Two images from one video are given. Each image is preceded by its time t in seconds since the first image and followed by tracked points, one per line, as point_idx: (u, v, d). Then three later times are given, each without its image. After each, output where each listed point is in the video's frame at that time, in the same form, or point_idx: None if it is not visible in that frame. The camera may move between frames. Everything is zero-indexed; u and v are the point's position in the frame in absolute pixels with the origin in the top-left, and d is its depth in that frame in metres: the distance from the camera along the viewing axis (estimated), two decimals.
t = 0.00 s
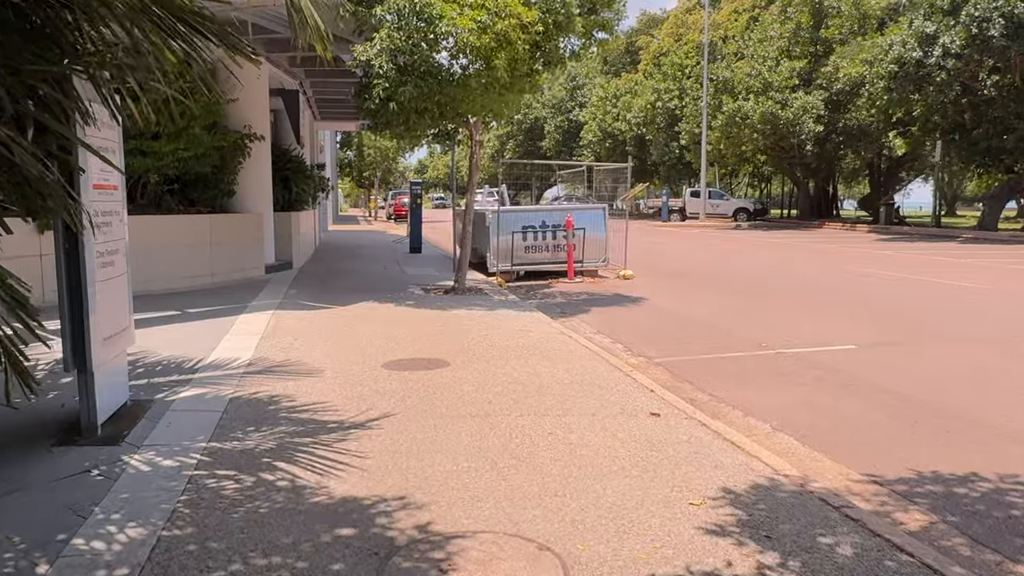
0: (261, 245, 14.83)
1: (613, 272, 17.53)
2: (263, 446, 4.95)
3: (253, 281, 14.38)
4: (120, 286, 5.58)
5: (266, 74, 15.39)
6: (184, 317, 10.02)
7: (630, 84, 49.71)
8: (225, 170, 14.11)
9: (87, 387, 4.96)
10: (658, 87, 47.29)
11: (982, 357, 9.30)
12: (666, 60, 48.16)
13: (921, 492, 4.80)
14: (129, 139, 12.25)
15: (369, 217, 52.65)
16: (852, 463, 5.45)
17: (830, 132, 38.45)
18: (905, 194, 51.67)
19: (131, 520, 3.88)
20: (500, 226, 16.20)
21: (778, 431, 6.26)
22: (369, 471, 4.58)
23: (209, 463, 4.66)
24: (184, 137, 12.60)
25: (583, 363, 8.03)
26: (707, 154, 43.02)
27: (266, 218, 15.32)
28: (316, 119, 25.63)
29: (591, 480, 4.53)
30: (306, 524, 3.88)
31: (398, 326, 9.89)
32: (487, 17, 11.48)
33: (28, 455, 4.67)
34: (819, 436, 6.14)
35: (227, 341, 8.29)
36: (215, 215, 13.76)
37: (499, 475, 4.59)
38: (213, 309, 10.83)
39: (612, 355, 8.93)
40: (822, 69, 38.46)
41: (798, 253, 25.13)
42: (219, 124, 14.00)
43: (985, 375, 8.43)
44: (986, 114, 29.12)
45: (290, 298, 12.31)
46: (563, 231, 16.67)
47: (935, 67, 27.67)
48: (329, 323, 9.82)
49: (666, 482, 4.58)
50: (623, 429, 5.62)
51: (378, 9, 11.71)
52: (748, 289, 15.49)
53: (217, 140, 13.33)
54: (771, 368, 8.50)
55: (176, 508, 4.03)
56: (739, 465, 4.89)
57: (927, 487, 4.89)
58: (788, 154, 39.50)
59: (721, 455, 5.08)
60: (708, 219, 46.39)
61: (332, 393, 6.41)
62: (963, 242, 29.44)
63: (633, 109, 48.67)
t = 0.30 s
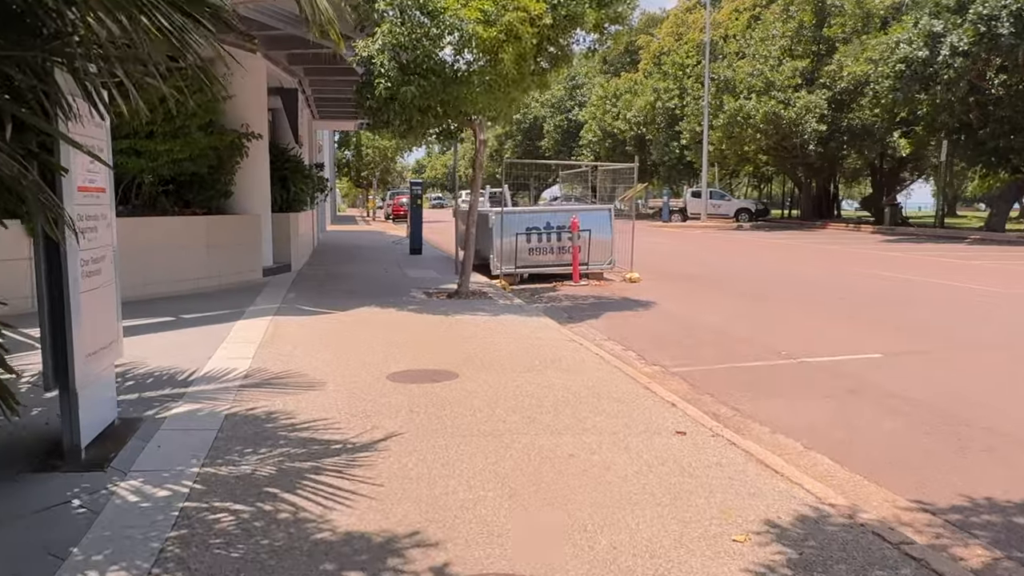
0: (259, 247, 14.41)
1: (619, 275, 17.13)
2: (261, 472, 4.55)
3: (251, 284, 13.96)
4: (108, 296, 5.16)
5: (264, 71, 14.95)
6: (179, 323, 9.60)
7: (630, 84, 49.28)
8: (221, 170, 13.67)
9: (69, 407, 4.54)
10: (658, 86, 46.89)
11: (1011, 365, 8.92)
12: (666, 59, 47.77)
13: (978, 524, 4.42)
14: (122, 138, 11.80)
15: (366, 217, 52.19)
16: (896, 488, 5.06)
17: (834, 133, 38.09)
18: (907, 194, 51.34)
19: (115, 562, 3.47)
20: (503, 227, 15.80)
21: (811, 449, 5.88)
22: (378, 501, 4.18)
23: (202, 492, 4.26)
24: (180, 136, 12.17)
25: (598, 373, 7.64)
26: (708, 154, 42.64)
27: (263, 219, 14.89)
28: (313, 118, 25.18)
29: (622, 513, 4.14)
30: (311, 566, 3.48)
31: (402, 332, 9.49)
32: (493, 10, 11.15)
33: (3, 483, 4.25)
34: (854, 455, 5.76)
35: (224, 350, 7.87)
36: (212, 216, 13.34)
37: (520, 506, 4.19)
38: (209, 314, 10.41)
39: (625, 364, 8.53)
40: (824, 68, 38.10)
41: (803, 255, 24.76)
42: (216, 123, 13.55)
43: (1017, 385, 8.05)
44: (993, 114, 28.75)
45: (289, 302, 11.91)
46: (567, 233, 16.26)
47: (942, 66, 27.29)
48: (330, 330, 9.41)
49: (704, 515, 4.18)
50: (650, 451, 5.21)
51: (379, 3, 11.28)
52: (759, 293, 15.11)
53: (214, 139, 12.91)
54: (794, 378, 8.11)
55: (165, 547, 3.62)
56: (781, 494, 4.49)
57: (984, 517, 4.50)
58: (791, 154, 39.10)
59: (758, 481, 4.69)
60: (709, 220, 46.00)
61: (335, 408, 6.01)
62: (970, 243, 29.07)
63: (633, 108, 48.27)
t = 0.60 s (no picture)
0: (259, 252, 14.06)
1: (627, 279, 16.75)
2: (257, 498, 4.19)
3: (249, 290, 13.60)
4: (92, 305, 4.78)
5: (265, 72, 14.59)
6: (175, 331, 9.22)
7: (633, 86, 48.88)
8: (220, 172, 13.30)
9: (46, 428, 4.17)
10: (662, 89, 46.56)
11: None
12: (670, 61, 47.43)
13: None
14: (118, 138, 11.44)
15: (369, 221, 51.95)
16: (943, 513, 4.69)
17: (840, 133, 37.28)
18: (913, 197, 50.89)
19: None
20: (509, 230, 15.42)
21: (845, 467, 5.51)
22: (386, 532, 3.82)
23: (191, 521, 3.90)
24: (178, 137, 11.80)
25: (614, 383, 7.27)
26: (713, 156, 42.26)
27: (263, 223, 14.52)
28: (315, 120, 24.83)
29: (653, 547, 3.78)
30: None
31: (407, 340, 9.12)
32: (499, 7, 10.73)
33: None
34: (892, 473, 5.40)
35: (220, 359, 7.49)
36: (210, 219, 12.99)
37: (541, 537, 3.84)
38: (207, 321, 10.04)
39: (641, 373, 8.16)
40: (830, 70, 37.71)
41: (813, 258, 24.35)
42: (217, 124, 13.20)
43: None
44: (1003, 115, 28.35)
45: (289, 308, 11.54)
46: (575, 236, 15.87)
47: (951, 66, 26.91)
48: (331, 338, 9.03)
49: (742, 548, 3.82)
50: (676, 473, 4.84)
51: None
52: (771, 297, 14.72)
53: (213, 141, 12.54)
54: (818, 389, 7.73)
55: None
56: (823, 524, 4.14)
57: None
58: (797, 156, 38.68)
59: (797, 511, 4.32)
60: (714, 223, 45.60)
61: (337, 423, 5.64)
62: (981, 246, 28.64)
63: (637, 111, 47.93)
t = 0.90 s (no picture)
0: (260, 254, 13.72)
1: (638, 282, 16.35)
2: (246, 534, 3.82)
3: (250, 295, 13.22)
4: (67, 317, 4.41)
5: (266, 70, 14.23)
6: (170, 340, 8.83)
7: (640, 87, 48.43)
8: (220, 173, 12.95)
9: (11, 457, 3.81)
10: (668, 89, 46.11)
11: None
12: (677, 62, 46.97)
13: None
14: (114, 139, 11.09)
15: (374, 224, 51.57)
16: (994, 545, 4.30)
17: (850, 135, 37.10)
18: (923, 197, 50.31)
19: None
20: (516, 233, 15.09)
21: (883, 490, 5.10)
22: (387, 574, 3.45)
23: (170, 561, 3.53)
24: (174, 136, 11.45)
25: (630, 396, 6.87)
26: (721, 157, 41.80)
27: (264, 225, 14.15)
28: (319, 121, 24.50)
29: None
30: None
31: (410, 348, 8.73)
32: (504, 6, 10.39)
33: None
34: (935, 498, 4.98)
35: (214, 371, 7.10)
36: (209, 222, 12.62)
37: None
38: (203, 328, 9.66)
39: (656, 384, 7.78)
40: (840, 69, 37.21)
41: (826, 260, 23.91)
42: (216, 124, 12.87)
43: None
44: (1017, 115, 27.86)
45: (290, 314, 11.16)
46: (584, 239, 15.52)
47: (963, 64, 26.46)
48: (331, 346, 8.64)
49: None
50: (701, 500, 4.46)
51: None
52: (786, 302, 14.31)
53: (212, 141, 12.18)
54: (844, 402, 7.34)
55: None
56: (867, 563, 3.75)
57: None
58: (806, 157, 38.22)
59: (838, 547, 3.93)
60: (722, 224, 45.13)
61: (336, 442, 5.27)
62: (995, 247, 28.13)
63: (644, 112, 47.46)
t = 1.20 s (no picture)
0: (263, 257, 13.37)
1: (651, 286, 15.95)
2: (240, 567, 3.46)
3: (253, 298, 12.87)
4: (48, 326, 4.08)
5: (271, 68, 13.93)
6: (170, 346, 8.50)
7: (649, 88, 48.02)
8: (222, 174, 12.62)
9: None
10: (677, 90, 45.72)
11: None
12: (685, 62, 46.59)
13: None
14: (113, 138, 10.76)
15: (381, 226, 51.22)
16: None
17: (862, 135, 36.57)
18: (935, 199, 49.70)
19: None
20: (527, 235, 14.73)
21: (930, 512, 4.69)
22: None
23: None
24: (173, 133, 11.17)
25: (651, 406, 6.49)
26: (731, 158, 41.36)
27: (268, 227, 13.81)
28: (325, 122, 24.21)
29: None
30: None
31: (418, 355, 8.35)
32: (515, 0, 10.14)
33: None
34: (989, 520, 4.56)
35: (213, 381, 6.76)
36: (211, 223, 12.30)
37: None
38: (203, 333, 9.34)
39: (677, 394, 7.39)
40: (852, 69, 36.78)
41: (840, 263, 23.45)
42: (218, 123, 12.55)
43: None
44: None
45: (294, 318, 10.82)
46: (595, 241, 15.13)
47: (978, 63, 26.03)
48: (336, 353, 8.27)
49: None
50: (736, 525, 4.08)
51: None
52: (804, 306, 13.89)
53: (212, 139, 11.89)
54: (877, 412, 6.93)
55: None
56: None
57: None
58: (818, 157, 37.75)
59: None
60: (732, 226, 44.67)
61: (340, 461, 4.89)
62: (1012, 250, 27.60)
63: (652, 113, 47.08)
